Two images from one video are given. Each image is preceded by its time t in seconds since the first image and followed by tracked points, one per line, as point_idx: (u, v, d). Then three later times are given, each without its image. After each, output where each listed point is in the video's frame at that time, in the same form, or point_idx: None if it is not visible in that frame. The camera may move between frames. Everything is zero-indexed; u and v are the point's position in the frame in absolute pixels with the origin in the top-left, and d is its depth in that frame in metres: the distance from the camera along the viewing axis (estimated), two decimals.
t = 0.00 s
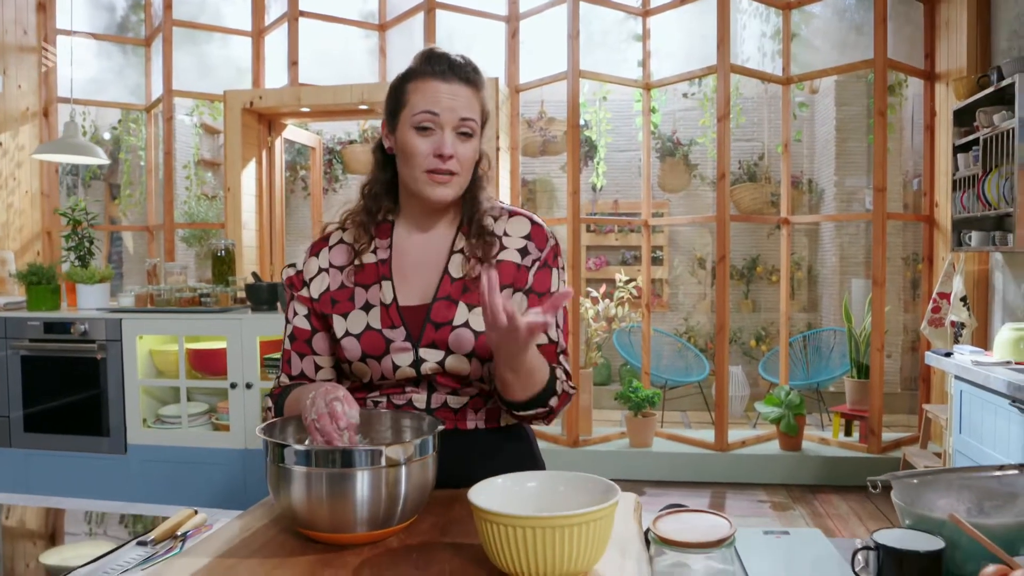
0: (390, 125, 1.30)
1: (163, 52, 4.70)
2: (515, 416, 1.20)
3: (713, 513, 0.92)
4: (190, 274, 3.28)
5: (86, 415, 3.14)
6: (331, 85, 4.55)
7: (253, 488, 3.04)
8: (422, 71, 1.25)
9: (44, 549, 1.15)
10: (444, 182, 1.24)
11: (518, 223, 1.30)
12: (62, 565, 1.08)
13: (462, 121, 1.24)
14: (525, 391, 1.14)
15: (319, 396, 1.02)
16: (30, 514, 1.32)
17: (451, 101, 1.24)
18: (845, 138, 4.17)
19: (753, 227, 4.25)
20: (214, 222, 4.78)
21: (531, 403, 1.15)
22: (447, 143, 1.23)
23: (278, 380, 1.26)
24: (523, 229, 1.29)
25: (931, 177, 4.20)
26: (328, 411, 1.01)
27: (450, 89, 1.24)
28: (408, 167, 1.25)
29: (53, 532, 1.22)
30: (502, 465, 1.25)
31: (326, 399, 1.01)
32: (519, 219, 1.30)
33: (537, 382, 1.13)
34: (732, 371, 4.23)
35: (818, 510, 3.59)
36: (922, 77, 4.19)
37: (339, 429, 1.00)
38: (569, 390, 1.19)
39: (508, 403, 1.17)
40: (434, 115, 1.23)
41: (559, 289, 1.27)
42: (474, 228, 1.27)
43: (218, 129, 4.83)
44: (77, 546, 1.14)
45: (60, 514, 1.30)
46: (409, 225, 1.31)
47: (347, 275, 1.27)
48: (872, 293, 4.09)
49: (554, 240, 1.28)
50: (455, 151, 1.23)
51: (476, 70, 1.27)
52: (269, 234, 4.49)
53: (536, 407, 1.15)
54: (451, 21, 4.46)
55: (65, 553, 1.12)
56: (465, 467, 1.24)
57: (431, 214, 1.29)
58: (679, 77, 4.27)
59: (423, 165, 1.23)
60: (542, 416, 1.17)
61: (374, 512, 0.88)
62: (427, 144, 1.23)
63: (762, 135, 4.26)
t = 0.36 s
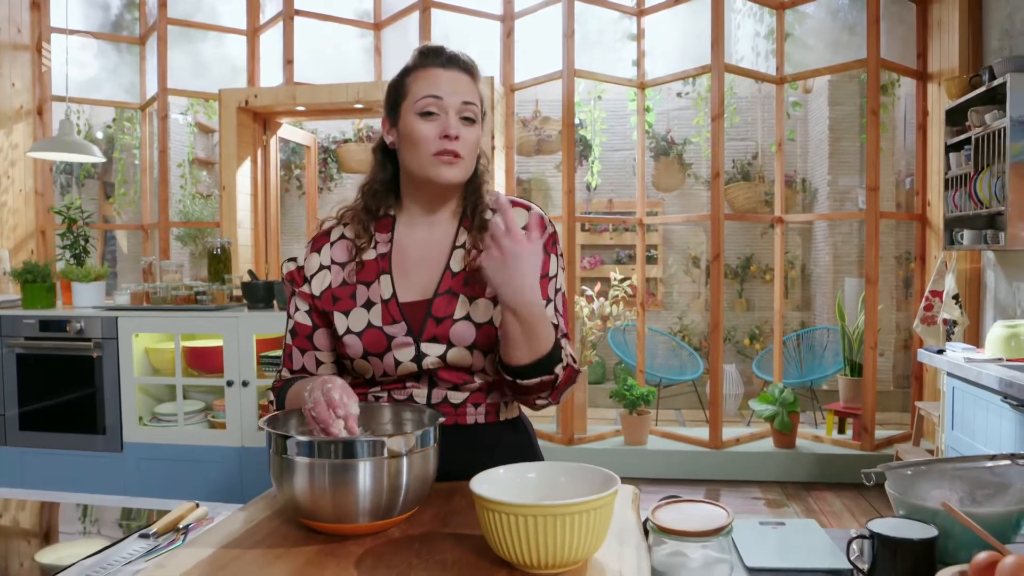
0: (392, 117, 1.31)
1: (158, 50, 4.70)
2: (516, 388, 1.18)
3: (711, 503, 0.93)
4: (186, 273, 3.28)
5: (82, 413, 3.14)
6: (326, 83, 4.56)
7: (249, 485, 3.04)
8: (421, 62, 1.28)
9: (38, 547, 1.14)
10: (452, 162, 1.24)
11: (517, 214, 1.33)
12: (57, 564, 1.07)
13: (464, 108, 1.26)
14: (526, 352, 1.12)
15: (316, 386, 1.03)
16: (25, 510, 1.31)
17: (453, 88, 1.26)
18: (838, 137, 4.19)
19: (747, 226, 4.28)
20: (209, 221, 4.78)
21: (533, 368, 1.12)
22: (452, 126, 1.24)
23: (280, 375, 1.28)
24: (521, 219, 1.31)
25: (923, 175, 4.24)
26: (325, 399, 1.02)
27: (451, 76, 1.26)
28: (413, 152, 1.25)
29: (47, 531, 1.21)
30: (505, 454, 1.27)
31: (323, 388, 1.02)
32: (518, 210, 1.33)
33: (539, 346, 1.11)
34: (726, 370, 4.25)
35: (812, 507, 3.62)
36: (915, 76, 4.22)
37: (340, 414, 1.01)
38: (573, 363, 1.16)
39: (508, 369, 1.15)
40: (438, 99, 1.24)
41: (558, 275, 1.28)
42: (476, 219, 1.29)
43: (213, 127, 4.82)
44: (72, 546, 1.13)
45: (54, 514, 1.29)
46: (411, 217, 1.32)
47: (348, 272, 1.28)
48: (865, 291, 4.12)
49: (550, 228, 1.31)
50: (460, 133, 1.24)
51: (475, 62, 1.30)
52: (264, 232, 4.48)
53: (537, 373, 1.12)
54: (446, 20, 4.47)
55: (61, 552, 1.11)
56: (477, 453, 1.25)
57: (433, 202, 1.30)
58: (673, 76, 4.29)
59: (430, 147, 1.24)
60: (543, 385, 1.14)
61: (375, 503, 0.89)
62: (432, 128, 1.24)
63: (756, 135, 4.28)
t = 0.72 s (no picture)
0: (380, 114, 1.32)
1: (152, 49, 4.70)
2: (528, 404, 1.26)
3: (708, 494, 0.95)
4: (182, 271, 3.28)
5: (78, 412, 3.13)
6: (321, 82, 4.56)
7: (245, 483, 3.05)
8: (407, 59, 1.29)
9: (31, 546, 1.07)
10: (426, 160, 1.25)
11: (514, 218, 1.32)
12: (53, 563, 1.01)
13: (444, 103, 1.26)
14: (541, 392, 1.18)
15: (317, 377, 1.03)
16: (17, 508, 1.25)
17: (436, 84, 1.27)
18: (831, 137, 4.22)
19: (740, 225, 4.30)
20: (203, 220, 4.77)
21: (548, 400, 1.20)
22: (428, 122, 1.25)
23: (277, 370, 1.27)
24: (518, 225, 1.31)
25: (915, 175, 4.27)
26: (328, 387, 1.02)
27: (434, 73, 1.27)
28: (392, 149, 1.27)
29: (40, 529, 1.14)
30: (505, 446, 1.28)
31: (325, 377, 1.03)
32: (515, 214, 1.33)
33: (551, 387, 1.17)
34: (720, 368, 4.26)
35: (805, 504, 3.64)
36: (907, 76, 4.25)
37: (342, 402, 1.01)
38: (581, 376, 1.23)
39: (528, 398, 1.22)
40: (417, 96, 1.26)
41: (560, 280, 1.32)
42: (473, 220, 1.29)
43: (207, 126, 4.82)
44: (66, 544, 1.08)
45: (46, 513, 1.21)
46: (399, 212, 1.32)
47: (345, 266, 1.29)
48: (858, 290, 4.16)
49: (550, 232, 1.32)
50: (436, 130, 1.25)
51: (459, 59, 1.31)
52: (259, 231, 4.48)
53: (552, 402, 1.20)
54: (442, 19, 4.49)
55: (56, 551, 1.05)
56: (475, 449, 1.27)
57: (419, 196, 1.31)
58: (668, 76, 4.31)
59: (408, 144, 1.25)
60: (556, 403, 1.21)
61: (376, 495, 0.90)
62: (409, 124, 1.26)
63: (750, 134, 4.29)
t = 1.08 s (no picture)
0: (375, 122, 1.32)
1: (147, 47, 4.69)
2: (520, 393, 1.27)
3: (705, 485, 0.97)
4: (178, 269, 3.28)
5: (74, 410, 3.13)
6: (317, 81, 4.56)
7: (241, 480, 3.06)
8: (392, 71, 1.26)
9: (26, 546, 1.07)
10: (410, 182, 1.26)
11: (511, 211, 1.34)
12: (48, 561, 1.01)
13: (426, 122, 1.24)
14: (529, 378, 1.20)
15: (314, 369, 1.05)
16: (11, 506, 1.24)
17: (417, 101, 1.23)
18: (825, 137, 4.25)
19: (736, 224, 4.30)
20: (199, 218, 4.76)
21: (535, 387, 1.22)
22: (408, 145, 1.23)
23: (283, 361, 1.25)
24: (514, 217, 1.33)
25: (908, 174, 4.30)
26: (327, 378, 1.04)
27: (414, 91, 1.23)
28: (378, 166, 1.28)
29: (35, 528, 1.13)
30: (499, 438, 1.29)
31: (324, 369, 1.04)
32: (511, 208, 1.34)
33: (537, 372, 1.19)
34: (716, 367, 4.24)
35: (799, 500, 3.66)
36: (900, 76, 4.28)
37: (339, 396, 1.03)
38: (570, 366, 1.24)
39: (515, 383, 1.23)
40: (397, 116, 1.24)
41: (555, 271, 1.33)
42: (471, 214, 1.31)
43: (203, 125, 4.81)
44: (62, 543, 1.07)
45: (41, 512, 1.20)
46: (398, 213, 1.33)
47: (350, 259, 1.31)
48: (852, 288, 4.19)
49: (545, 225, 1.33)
50: (416, 151, 1.24)
51: (442, 68, 1.26)
52: (255, 229, 4.48)
53: (538, 389, 1.22)
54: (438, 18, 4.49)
55: (52, 550, 1.04)
56: (460, 441, 1.28)
57: (413, 206, 1.31)
58: (663, 75, 4.32)
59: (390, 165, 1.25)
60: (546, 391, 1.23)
61: (377, 485, 0.90)
62: (393, 144, 1.25)
63: (744, 134, 4.31)
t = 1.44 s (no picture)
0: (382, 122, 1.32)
1: (146, 46, 4.70)
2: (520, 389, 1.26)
3: (706, 477, 0.99)
4: (177, 267, 3.29)
5: (74, 408, 3.14)
6: (316, 80, 4.57)
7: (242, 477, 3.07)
8: (404, 70, 1.26)
9: (25, 544, 1.06)
10: (421, 178, 1.26)
11: (513, 210, 1.35)
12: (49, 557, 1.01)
13: (437, 122, 1.25)
14: (527, 379, 1.19)
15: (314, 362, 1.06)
16: (9, 505, 1.23)
17: (429, 101, 1.24)
18: (822, 136, 4.26)
19: (733, 224, 4.32)
20: (197, 217, 4.74)
21: (536, 386, 1.21)
22: (421, 144, 1.24)
23: (290, 356, 1.25)
24: (517, 216, 1.34)
25: (906, 174, 4.32)
26: (330, 371, 1.04)
27: (426, 91, 1.25)
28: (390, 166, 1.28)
29: (34, 527, 1.13)
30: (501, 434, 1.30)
31: (327, 361, 1.04)
32: (514, 207, 1.35)
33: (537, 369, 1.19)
34: (713, 366, 4.25)
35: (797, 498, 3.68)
36: (898, 76, 4.30)
37: (342, 385, 1.03)
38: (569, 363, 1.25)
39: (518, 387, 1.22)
40: (410, 115, 1.24)
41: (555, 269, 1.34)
42: (473, 212, 1.32)
43: (201, 123, 4.81)
44: (61, 541, 1.07)
45: (40, 510, 1.21)
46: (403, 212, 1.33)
47: (354, 255, 1.32)
48: (849, 287, 4.20)
49: (546, 224, 1.34)
50: (429, 151, 1.25)
51: (451, 68, 1.27)
52: (253, 228, 4.48)
53: (541, 388, 1.21)
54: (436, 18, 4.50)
55: (52, 548, 1.03)
56: (461, 432, 1.30)
57: (419, 205, 1.32)
58: (661, 75, 4.33)
59: (402, 165, 1.26)
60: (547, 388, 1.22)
61: (380, 477, 0.91)
62: (405, 145, 1.26)
63: (742, 133, 4.32)
